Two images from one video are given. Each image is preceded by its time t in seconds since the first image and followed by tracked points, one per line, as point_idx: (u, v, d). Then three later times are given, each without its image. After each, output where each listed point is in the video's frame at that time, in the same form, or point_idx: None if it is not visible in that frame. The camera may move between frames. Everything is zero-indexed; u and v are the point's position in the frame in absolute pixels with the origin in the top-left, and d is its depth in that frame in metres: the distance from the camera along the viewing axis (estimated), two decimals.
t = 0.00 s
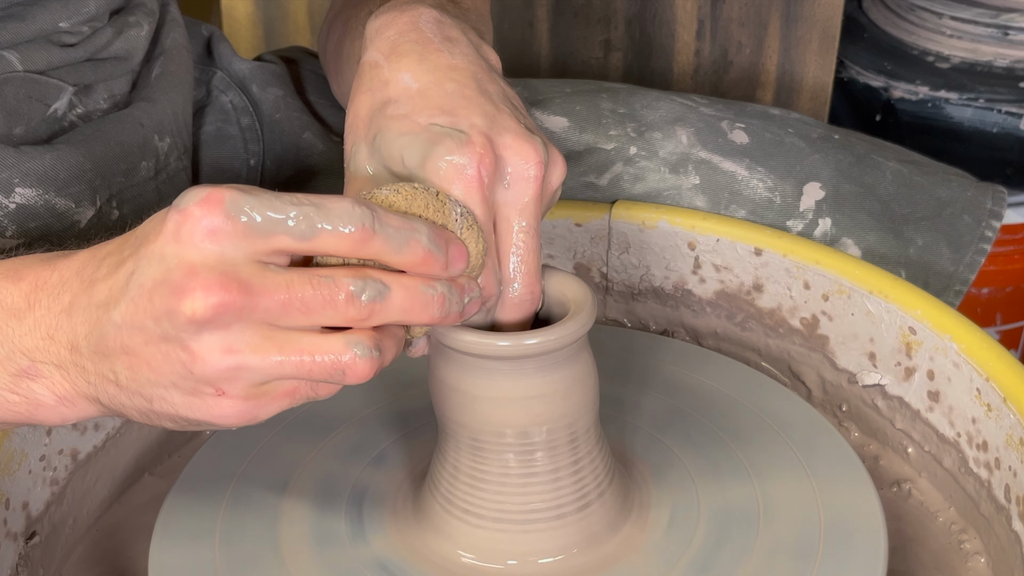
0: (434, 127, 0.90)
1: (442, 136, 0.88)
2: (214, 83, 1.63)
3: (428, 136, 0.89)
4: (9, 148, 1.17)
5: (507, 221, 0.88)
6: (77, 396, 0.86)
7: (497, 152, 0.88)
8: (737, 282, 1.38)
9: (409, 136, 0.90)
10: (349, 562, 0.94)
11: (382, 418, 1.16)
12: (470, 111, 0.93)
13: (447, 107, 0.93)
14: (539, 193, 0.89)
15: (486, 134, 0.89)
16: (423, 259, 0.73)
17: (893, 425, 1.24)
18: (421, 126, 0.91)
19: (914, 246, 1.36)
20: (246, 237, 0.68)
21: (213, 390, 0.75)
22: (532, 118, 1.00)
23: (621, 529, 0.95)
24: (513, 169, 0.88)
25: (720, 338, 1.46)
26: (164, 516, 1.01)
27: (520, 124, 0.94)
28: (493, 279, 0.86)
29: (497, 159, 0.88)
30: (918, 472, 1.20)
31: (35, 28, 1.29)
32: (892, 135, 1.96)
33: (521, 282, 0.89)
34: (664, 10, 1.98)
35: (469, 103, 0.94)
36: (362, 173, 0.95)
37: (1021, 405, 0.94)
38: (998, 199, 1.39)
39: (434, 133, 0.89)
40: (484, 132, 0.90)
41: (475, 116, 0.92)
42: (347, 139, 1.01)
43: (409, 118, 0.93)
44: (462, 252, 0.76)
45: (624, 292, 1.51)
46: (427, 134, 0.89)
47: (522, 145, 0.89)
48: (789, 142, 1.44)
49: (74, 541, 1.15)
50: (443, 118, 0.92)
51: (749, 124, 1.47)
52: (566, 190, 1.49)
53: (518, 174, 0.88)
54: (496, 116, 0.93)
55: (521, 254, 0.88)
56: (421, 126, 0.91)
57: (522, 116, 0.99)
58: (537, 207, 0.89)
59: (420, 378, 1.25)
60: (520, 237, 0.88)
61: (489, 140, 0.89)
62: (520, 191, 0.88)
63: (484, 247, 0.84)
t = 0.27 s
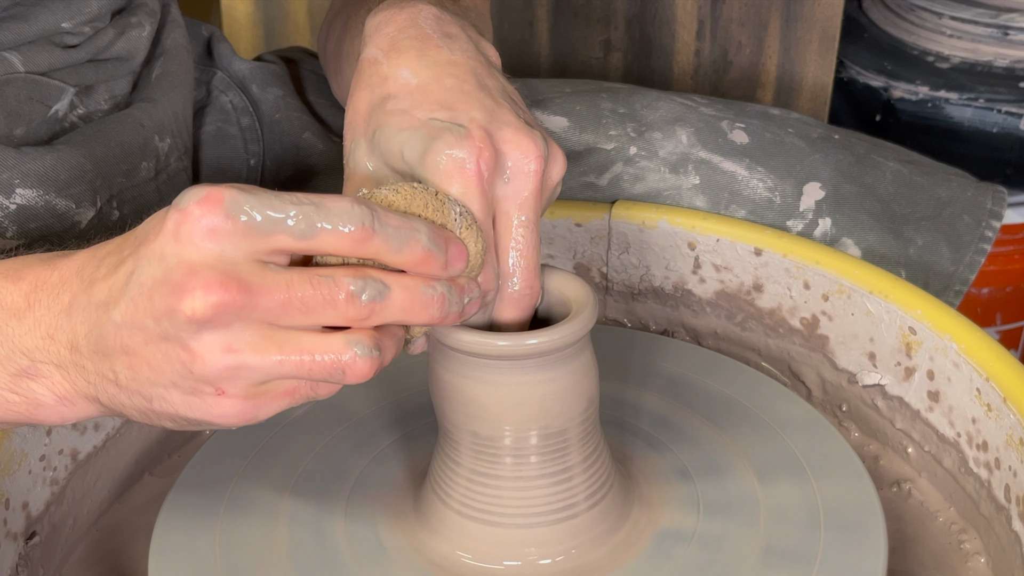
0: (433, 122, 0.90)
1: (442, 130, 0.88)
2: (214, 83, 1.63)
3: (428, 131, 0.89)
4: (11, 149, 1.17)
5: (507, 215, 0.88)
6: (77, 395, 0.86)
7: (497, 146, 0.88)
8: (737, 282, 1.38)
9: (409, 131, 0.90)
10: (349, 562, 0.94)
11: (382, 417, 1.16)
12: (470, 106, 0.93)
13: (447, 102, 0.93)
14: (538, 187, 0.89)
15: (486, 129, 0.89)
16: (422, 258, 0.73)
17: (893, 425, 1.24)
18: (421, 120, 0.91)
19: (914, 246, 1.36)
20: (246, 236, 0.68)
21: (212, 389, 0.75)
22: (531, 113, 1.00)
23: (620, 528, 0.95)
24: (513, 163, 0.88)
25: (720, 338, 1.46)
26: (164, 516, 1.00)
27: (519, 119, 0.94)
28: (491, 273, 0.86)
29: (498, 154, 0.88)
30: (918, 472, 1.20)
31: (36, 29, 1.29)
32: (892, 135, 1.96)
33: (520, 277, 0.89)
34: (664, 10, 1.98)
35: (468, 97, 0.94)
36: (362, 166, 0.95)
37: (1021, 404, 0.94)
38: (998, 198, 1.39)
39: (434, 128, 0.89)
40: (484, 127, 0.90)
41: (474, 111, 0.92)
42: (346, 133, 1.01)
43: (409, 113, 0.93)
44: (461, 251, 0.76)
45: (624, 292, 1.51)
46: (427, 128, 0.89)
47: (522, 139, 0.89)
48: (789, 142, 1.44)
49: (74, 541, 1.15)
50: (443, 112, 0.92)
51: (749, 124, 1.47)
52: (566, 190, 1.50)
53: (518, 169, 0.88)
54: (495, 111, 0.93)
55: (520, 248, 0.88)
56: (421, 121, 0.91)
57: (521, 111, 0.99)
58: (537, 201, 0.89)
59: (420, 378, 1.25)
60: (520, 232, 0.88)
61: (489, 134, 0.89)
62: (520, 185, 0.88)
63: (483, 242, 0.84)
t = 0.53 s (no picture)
0: (432, 117, 0.90)
1: (441, 125, 0.88)
2: (214, 84, 1.63)
3: (428, 126, 0.89)
4: (11, 149, 1.17)
5: (507, 210, 0.88)
6: (77, 394, 0.86)
7: (496, 141, 0.88)
8: (737, 282, 1.38)
9: (408, 127, 0.90)
10: (349, 561, 0.94)
11: (381, 417, 1.16)
12: (469, 101, 0.93)
13: (446, 97, 0.93)
14: (538, 182, 0.89)
15: (485, 124, 0.89)
16: (423, 256, 0.73)
17: (893, 425, 1.24)
18: (420, 116, 0.91)
19: (914, 246, 1.36)
20: (246, 234, 0.68)
21: (213, 388, 0.75)
22: (530, 107, 1.00)
23: (620, 529, 0.95)
24: (513, 159, 0.88)
25: (720, 338, 1.46)
26: (164, 515, 1.00)
27: (518, 113, 0.94)
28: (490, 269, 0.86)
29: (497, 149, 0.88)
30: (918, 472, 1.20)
31: (37, 28, 1.29)
32: (892, 135, 1.96)
33: (520, 272, 0.89)
34: (664, 10, 1.98)
35: (467, 93, 0.94)
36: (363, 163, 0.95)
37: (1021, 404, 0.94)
38: (998, 198, 1.39)
39: (433, 123, 0.89)
40: (483, 122, 0.90)
41: (473, 106, 0.92)
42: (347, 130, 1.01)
43: (409, 109, 0.93)
44: (461, 250, 0.76)
45: (624, 292, 1.52)
46: (426, 124, 0.89)
47: (521, 134, 0.89)
48: (789, 142, 1.44)
49: (74, 541, 1.15)
50: (442, 108, 0.92)
51: (749, 124, 1.47)
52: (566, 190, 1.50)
53: (518, 163, 0.88)
54: (494, 106, 0.93)
55: (519, 243, 0.88)
56: (420, 117, 0.91)
57: (520, 106, 0.99)
58: (536, 196, 0.89)
59: (420, 377, 1.25)
60: (519, 227, 0.88)
61: (488, 129, 0.89)
62: (520, 180, 0.88)
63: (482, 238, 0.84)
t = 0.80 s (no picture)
0: (432, 114, 0.90)
1: (440, 122, 0.88)
2: (214, 84, 1.63)
3: (427, 123, 0.89)
4: (11, 149, 1.17)
5: (506, 207, 0.88)
6: (77, 393, 0.86)
7: (496, 137, 0.88)
8: (737, 282, 1.38)
9: (407, 124, 0.90)
10: (349, 560, 0.94)
11: (381, 417, 1.16)
12: (467, 97, 0.93)
13: (446, 93, 0.93)
14: (538, 178, 0.89)
15: (485, 120, 0.89)
16: (422, 254, 0.73)
17: (893, 425, 1.24)
18: (419, 113, 0.91)
19: (914, 246, 1.36)
20: (246, 233, 0.68)
21: (214, 386, 0.75)
22: (529, 103, 1.00)
23: (620, 529, 0.95)
24: (512, 155, 0.88)
25: (720, 338, 1.46)
26: (164, 515, 1.01)
27: (516, 108, 0.94)
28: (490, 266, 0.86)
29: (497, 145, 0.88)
30: (918, 472, 1.20)
31: (37, 28, 1.28)
32: (892, 135, 1.96)
33: (519, 267, 0.89)
34: (664, 10, 1.98)
35: (466, 89, 0.94)
36: (362, 161, 0.95)
37: (1021, 404, 0.94)
38: (998, 198, 1.39)
39: (432, 120, 0.89)
40: (482, 118, 0.90)
41: (472, 102, 0.92)
42: (346, 128, 1.01)
43: (408, 106, 0.93)
44: (461, 248, 0.76)
45: (624, 292, 1.52)
46: (425, 121, 0.89)
47: (520, 130, 0.89)
48: (789, 142, 1.44)
49: (74, 541, 1.15)
50: (442, 104, 0.92)
51: (749, 124, 1.47)
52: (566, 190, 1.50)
53: (517, 160, 0.88)
54: (493, 101, 0.93)
55: (519, 239, 0.88)
56: (420, 114, 0.91)
57: (519, 101, 0.99)
58: (536, 192, 0.89)
59: (420, 377, 1.25)
60: (519, 223, 0.88)
61: (488, 125, 0.89)
62: (519, 177, 0.88)
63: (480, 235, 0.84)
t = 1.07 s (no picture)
0: (433, 112, 0.90)
1: (442, 120, 0.88)
2: (214, 84, 1.63)
3: (428, 121, 0.89)
4: (11, 149, 1.17)
5: (507, 205, 0.88)
6: (78, 392, 0.86)
7: (497, 135, 0.88)
8: (737, 282, 1.38)
9: (409, 122, 0.90)
10: (349, 560, 0.94)
11: (381, 417, 1.16)
12: (469, 95, 0.93)
13: (447, 91, 0.93)
14: (539, 176, 0.89)
15: (486, 118, 0.89)
16: (422, 252, 0.73)
17: (893, 425, 1.24)
18: (420, 111, 0.91)
19: (914, 246, 1.36)
20: (247, 231, 0.68)
21: (215, 385, 0.75)
22: (530, 101, 1.00)
23: (620, 528, 0.95)
24: (514, 153, 0.88)
25: (720, 338, 1.46)
26: (163, 515, 1.00)
27: (518, 107, 0.94)
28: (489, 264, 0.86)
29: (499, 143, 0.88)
30: (918, 472, 1.20)
31: (36, 28, 1.28)
32: (892, 135, 1.97)
33: (520, 264, 0.89)
34: (665, 10, 1.98)
35: (467, 87, 0.94)
36: (363, 158, 0.95)
37: (1021, 404, 0.94)
38: (998, 198, 1.39)
39: (433, 118, 0.89)
40: (483, 116, 0.90)
41: (474, 100, 0.92)
42: (347, 125, 1.01)
43: (409, 104, 0.93)
44: (461, 246, 0.76)
45: (624, 292, 1.52)
46: (427, 119, 0.89)
47: (522, 128, 0.89)
48: (789, 142, 1.44)
49: (75, 541, 1.15)
50: (443, 102, 0.92)
51: (749, 124, 1.47)
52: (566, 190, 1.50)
53: (519, 158, 0.88)
54: (495, 99, 0.93)
55: (520, 237, 0.88)
56: (421, 112, 0.91)
57: (520, 99, 0.99)
58: (537, 190, 0.90)
59: (421, 377, 1.25)
60: (519, 221, 0.88)
61: (489, 123, 0.89)
62: (520, 175, 0.88)
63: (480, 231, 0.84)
